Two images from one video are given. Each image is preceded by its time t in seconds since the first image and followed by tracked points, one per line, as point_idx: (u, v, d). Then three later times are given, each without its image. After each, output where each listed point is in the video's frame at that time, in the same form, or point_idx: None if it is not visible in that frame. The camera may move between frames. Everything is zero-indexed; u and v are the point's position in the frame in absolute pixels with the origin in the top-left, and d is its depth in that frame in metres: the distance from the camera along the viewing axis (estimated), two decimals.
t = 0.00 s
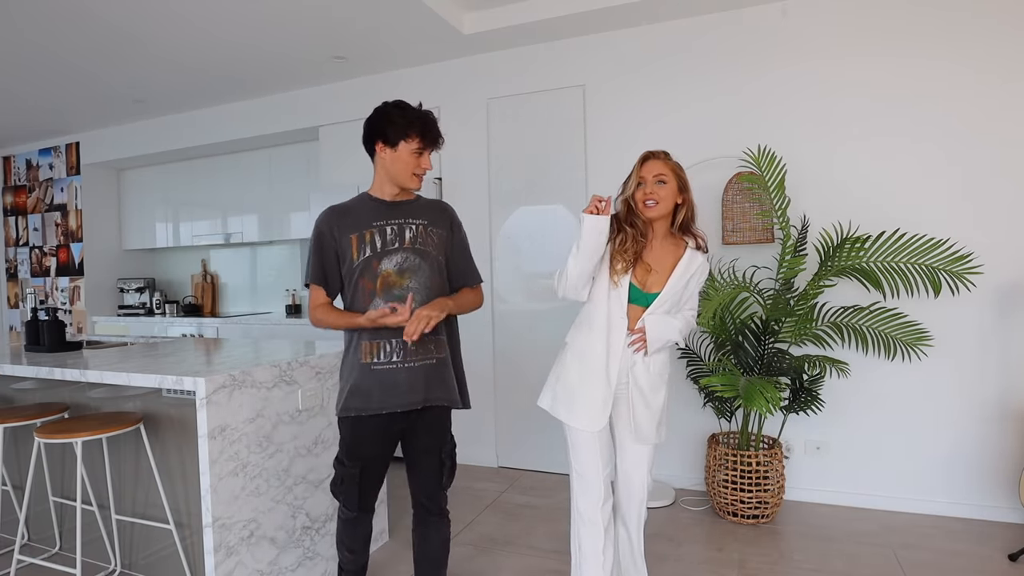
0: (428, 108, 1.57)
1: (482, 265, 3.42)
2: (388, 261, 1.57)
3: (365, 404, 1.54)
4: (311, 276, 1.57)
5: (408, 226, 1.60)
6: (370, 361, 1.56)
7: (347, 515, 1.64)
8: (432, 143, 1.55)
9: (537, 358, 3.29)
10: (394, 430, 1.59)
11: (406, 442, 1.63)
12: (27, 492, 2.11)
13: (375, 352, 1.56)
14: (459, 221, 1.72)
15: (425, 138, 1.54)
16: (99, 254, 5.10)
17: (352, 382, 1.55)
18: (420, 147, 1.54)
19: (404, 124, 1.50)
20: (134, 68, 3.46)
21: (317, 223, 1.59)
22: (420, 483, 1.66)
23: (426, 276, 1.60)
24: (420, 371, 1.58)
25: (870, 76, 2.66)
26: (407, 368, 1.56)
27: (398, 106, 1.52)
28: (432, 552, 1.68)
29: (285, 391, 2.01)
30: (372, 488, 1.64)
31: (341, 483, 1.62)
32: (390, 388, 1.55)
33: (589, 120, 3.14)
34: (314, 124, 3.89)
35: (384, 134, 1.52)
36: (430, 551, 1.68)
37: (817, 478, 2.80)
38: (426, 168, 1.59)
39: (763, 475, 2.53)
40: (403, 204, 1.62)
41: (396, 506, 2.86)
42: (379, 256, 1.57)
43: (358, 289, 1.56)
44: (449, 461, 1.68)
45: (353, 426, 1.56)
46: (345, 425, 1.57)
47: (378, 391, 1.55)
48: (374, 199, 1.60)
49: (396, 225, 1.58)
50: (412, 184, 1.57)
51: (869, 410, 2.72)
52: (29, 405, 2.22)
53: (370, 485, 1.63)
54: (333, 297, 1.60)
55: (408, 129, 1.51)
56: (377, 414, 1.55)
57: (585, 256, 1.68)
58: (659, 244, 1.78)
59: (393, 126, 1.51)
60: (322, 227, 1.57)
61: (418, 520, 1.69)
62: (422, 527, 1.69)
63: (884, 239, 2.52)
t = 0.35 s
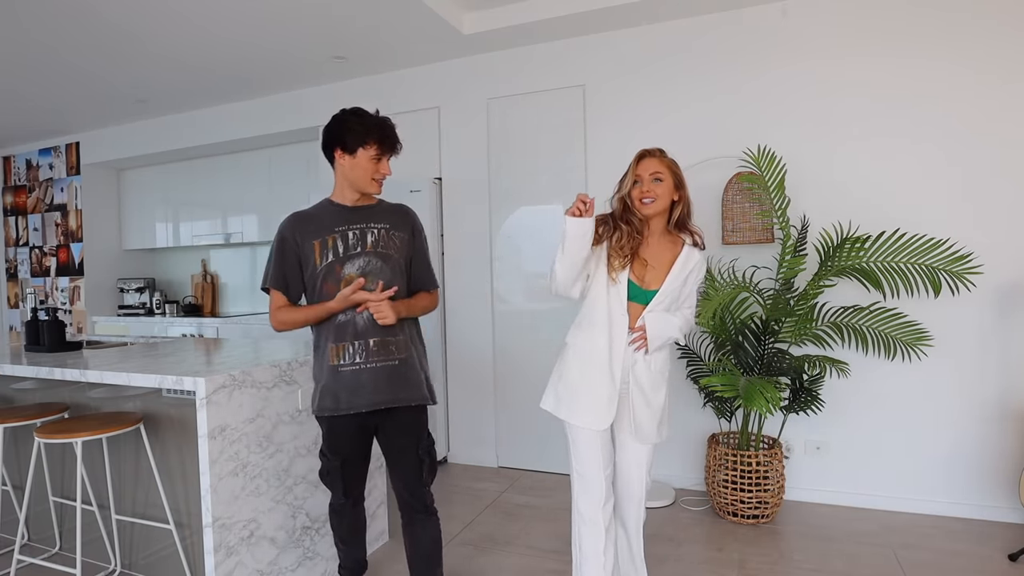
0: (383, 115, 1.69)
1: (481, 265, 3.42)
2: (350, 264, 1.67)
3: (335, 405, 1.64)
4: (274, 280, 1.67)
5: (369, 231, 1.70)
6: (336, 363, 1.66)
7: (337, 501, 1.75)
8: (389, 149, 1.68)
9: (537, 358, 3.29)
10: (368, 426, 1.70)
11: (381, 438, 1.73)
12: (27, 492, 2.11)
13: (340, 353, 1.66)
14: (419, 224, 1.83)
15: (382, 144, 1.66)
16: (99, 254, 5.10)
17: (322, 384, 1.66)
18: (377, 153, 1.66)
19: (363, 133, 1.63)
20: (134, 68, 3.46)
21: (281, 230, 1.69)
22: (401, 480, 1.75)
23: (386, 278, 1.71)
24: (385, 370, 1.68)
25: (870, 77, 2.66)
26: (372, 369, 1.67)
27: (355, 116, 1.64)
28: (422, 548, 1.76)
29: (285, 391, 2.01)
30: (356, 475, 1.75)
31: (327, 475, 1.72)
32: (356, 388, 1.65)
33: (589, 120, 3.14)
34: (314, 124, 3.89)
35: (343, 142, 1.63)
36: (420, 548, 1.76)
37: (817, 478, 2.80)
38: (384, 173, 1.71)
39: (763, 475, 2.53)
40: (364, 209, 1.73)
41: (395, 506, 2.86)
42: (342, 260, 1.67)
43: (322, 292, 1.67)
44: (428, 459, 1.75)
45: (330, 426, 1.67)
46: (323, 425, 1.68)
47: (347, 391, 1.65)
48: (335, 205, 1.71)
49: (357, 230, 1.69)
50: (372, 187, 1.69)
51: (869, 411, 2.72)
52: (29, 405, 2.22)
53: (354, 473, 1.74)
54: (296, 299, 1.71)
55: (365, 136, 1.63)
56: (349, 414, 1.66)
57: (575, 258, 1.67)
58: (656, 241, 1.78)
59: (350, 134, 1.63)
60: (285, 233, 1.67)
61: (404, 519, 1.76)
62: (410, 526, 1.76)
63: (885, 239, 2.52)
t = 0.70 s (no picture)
0: (380, 115, 1.69)
1: (481, 265, 3.42)
2: (348, 266, 1.69)
3: (326, 404, 1.66)
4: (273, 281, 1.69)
5: (367, 232, 1.72)
6: (330, 361, 1.68)
7: (337, 499, 1.75)
8: (386, 150, 1.68)
9: (537, 357, 3.29)
10: (366, 424, 1.72)
11: (380, 433, 1.75)
12: (27, 492, 2.11)
13: (335, 352, 1.68)
14: (419, 224, 1.84)
15: (379, 146, 1.66)
16: (99, 254, 5.10)
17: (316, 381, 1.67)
18: (374, 154, 1.66)
19: (358, 135, 1.63)
20: (135, 68, 3.46)
21: (280, 230, 1.71)
22: (400, 473, 1.76)
23: (384, 279, 1.73)
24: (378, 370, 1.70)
25: (870, 77, 2.66)
26: (367, 368, 1.69)
27: (352, 117, 1.64)
28: (421, 541, 1.78)
29: (285, 391, 2.01)
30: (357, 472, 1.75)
31: (326, 473, 1.72)
32: (348, 387, 1.67)
33: (589, 120, 3.14)
34: (314, 124, 3.89)
35: (339, 145, 1.64)
36: (418, 541, 1.77)
37: (817, 478, 2.80)
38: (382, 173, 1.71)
39: (763, 475, 2.53)
40: (362, 209, 1.74)
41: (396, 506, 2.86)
42: (340, 261, 1.69)
43: (320, 292, 1.70)
44: (427, 452, 1.77)
45: (330, 422, 1.68)
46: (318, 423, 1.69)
47: (340, 391, 1.66)
48: (334, 206, 1.72)
49: (355, 231, 1.71)
50: (371, 189, 1.69)
51: (869, 411, 2.72)
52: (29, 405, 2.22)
53: (354, 470, 1.75)
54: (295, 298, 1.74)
55: (362, 138, 1.63)
56: (342, 413, 1.67)
57: (578, 256, 1.68)
58: (656, 239, 1.78)
59: (347, 137, 1.63)
60: (285, 233, 1.69)
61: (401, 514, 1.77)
62: (409, 521, 1.78)
63: (885, 239, 2.52)
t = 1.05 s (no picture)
0: (418, 114, 1.70)
1: (482, 265, 3.42)
2: (379, 263, 1.69)
3: (353, 399, 1.67)
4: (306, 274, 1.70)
5: (400, 231, 1.72)
6: (360, 357, 1.68)
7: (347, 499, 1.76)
8: (421, 148, 1.67)
9: (537, 357, 3.29)
10: (380, 422, 1.71)
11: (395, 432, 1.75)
12: (27, 492, 2.11)
13: (364, 349, 1.68)
14: (451, 227, 1.84)
15: (414, 144, 1.66)
16: (100, 254, 5.10)
17: (343, 376, 1.68)
18: (409, 151, 1.66)
19: (393, 131, 1.63)
20: (135, 68, 3.46)
21: (315, 224, 1.72)
22: (409, 472, 1.77)
23: (414, 279, 1.72)
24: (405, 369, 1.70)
25: (869, 77, 2.66)
26: (394, 368, 1.68)
27: (389, 114, 1.65)
28: (421, 537, 1.78)
29: (285, 391, 2.01)
30: (367, 472, 1.75)
31: (339, 470, 1.73)
32: (377, 385, 1.67)
33: (589, 120, 3.14)
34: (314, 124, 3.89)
35: (375, 140, 1.65)
36: (419, 536, 1.78)
37: (817, 478, 2.80)
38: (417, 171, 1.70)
39: (763, 475, 2.53)
40: (397, 208, 1.74)
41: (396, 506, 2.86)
42: (371, 259, 1.69)
43: (350, 289, 1.69)
44: (437, 452, 1.77)
45: (348, 417, 1.69)
46: (339, 416, 1.70)
47: (363, 387, 1.66)
48: (369, 203, 1.73)
49: (390, 229, 1.71)
50: (404, 186, 1.69)
51: (869, 410, 2.72)
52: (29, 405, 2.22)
53: (366, 469, 1.75)
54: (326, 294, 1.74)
55: (398, 134, 1.63)
56: (364, 408, 1.67)
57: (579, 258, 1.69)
58: (655, 241, 1.78)
59: (384, 132, 1.63)
60: (319, 228, 1.70)
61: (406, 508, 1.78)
62: (411, 516, 1.78)
63: (884, 239, 2.52)
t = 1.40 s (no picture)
0: (439, 112, 1.68)
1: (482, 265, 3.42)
2: (397, 264, 1.69)
3: (362, 394, 1.69)
4: (330, 268, 1.74)
5: (422, 233, 1.72)
6: (373, 355, 1.69)
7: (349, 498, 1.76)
8: (431, 145, 1.64)
9: (538, 357, 3.29)
10: (384, 421, 1.70)
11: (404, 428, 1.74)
12: (27, 492, 2.11)
13: (378, 348, 1.69)
14: (474, 233, 1.81)
15: (425, 141, 1.63)
16: (100, 254, 5.10)
17: (356, 371, 1.70)
18: (419, 150, 1.64)
19: (403, 131, 1.63)
20: (135, 68, 3.46)
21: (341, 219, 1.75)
22: (416, 468, 1.77)
23: (431, 283, 1.71)
24: (417, 371, 1.69)
25: (869, 76, 2.66)
26: (405, 367, 1.68)
27: (410, 112, 1.65)
28: (425, 536, 1.78)
29: (285, 390, 2.01)
30: (370, 473, 1.74)
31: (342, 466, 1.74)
32: (389, 383, 1.67)
33: (589, 120, 3.14)
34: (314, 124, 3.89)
35: (391, 141, 1.67)
36: (422, 536, 1.77)
37: (818, 478, 2.80)
38: (433, 171, 1.68)
39: (763, 475, 2.53)
40: (420, 209, 1.74)
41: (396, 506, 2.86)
42: (390, 259, 1.70)
43: (368, 287, 1.71)
44: (445, 452, 1.77)
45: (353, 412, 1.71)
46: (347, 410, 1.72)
47: (373, 382, 1.68)
48: (393, 202, 1.74)
49: (411, 230, 1.71)
50: (417, 185, 1.67)
51: (869, 410, 2.72)
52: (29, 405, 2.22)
53: (369, 469, 1.74)
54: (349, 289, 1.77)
55: (407, 133, 1.63)
56: (369, 404, 1.69)
57: (581, 259, 1.69)
58: (656, 241, 1.78)
59: (398, 131, 1.64)
60: (343, 224, 1.73)
61: (411, 506, 1.79)
62: (415, 515, 1.78)
63: (884, 239, 2.52)
